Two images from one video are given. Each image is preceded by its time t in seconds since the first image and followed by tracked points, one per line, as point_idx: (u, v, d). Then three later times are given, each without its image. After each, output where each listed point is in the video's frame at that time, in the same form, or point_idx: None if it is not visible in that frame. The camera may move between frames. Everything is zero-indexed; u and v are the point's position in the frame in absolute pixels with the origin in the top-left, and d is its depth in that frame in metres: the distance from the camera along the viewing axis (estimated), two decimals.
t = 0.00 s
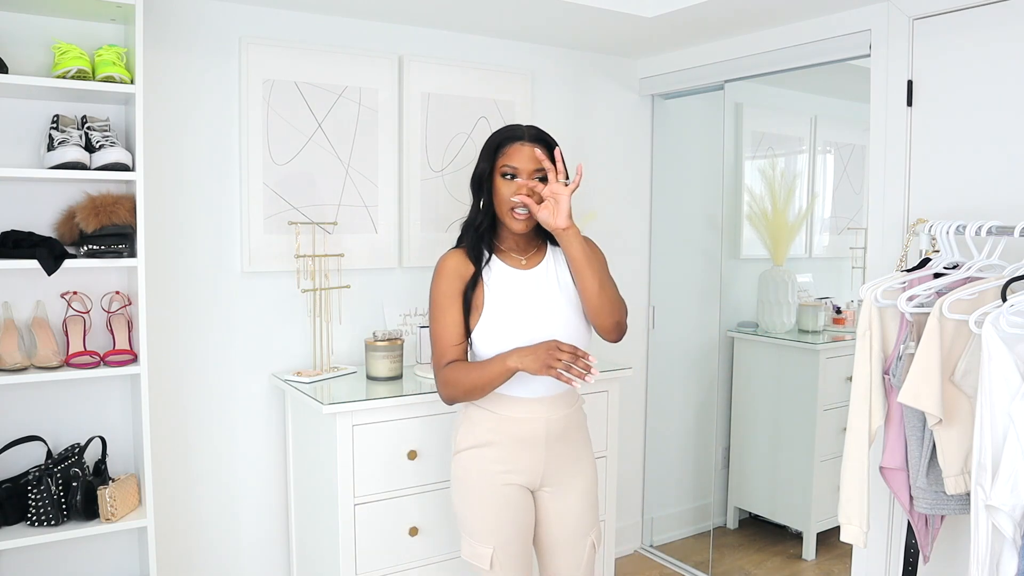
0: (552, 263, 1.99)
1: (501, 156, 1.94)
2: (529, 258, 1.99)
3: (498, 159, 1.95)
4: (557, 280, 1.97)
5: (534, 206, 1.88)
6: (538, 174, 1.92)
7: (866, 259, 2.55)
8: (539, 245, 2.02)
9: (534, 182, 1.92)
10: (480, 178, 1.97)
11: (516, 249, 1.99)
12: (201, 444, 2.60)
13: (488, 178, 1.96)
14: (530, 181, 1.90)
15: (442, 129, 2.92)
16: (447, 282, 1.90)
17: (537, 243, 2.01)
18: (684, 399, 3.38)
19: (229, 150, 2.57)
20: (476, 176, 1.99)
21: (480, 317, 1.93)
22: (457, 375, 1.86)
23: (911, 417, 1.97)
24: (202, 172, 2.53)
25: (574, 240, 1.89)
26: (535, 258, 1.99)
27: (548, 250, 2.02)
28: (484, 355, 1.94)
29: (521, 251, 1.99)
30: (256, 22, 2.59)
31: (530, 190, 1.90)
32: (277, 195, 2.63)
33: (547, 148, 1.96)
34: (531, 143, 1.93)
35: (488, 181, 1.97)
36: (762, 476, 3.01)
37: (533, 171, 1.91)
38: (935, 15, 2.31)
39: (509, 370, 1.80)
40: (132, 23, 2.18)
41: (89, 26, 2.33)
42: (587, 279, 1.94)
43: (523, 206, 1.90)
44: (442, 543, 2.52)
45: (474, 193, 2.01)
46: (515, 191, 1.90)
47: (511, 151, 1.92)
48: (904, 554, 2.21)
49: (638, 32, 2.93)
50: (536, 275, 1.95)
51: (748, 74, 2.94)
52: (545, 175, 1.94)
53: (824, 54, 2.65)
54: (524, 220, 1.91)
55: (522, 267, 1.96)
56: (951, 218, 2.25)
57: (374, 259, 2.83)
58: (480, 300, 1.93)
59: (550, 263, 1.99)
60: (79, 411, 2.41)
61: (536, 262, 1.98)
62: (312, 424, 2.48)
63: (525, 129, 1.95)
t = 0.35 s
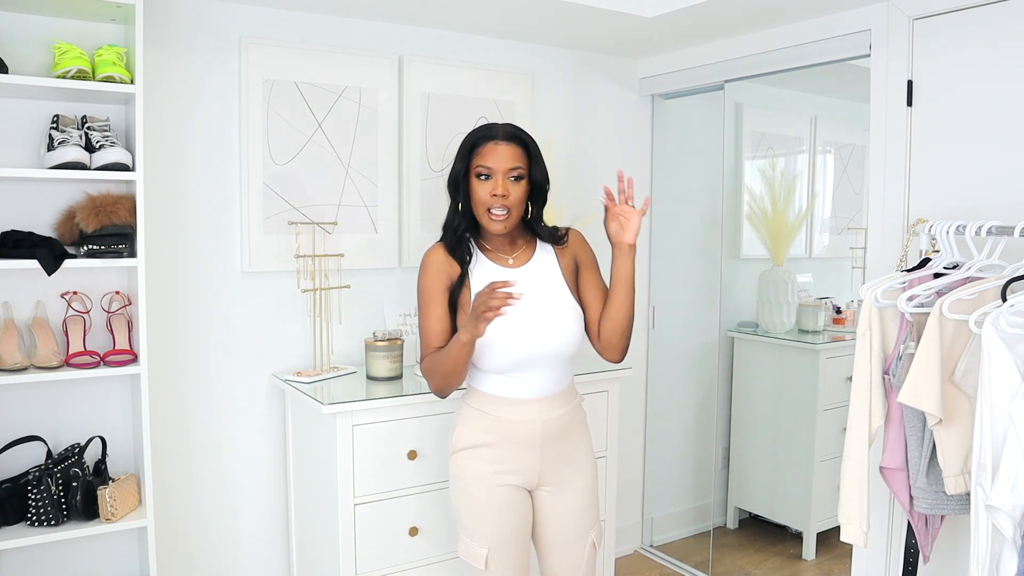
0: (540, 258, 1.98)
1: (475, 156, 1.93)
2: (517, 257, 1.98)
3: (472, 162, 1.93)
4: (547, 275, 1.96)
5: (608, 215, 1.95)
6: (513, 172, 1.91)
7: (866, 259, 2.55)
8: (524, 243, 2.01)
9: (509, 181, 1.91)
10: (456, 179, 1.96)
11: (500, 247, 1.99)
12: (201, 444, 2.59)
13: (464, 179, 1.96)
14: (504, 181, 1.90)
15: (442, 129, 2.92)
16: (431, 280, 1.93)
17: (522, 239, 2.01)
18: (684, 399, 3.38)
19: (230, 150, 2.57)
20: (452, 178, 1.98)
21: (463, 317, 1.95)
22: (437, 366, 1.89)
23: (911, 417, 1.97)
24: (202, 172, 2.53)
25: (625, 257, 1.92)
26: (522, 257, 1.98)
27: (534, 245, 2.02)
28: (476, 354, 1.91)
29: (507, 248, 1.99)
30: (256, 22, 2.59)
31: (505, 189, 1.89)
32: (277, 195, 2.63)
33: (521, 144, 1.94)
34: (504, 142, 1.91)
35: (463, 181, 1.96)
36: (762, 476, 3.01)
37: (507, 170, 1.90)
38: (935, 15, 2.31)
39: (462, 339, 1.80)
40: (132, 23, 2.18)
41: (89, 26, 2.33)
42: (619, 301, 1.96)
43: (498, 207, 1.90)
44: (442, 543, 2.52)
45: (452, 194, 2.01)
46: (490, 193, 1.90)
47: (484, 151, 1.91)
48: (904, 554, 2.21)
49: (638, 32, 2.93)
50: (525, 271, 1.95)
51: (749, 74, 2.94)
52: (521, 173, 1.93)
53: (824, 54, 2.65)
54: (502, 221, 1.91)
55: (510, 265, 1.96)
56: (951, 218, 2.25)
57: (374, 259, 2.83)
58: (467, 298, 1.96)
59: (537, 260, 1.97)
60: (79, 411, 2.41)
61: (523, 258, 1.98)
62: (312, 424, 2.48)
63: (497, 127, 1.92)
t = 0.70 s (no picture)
0: (549, 263, 2.02)
1: (498, 159, 1.91)
2: (524, 259, 1.99)
3: (495, 166, 1.91)
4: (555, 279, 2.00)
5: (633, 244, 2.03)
6: (537, 176, 1.93)
7: (866, 259, 2.55)
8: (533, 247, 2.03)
9: (534, 185, 1.92)
10: (473, 181, 1.93)
11: (512, 252, 1.99)
12: (200, 444, 2.59)
13: (484, 182, 1.93)
14: (533, 184, 1.90)
15: (442, 129, 2.92)
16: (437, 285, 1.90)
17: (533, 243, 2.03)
18: (684, 399, 3.38)
19: (230, 150, 2.57)
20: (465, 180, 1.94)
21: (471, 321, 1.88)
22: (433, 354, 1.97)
23: (911, 417, 1.97)
24: (201, 172, 2.53)
25: (636, 287, 2.03)
26: (532, 259, 2.00)
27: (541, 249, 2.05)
28: (479, 357, 1.90)
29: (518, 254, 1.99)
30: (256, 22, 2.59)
31: (535, 192, 1.90)
32: (277, 195, 2.63)
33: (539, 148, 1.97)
34: (525, 146, 1.92)
35: (481, 184, 1.93)
36: (762, 476, 3.01)
37: (533, 174, 1.91)
38: (935, 15, 2.31)
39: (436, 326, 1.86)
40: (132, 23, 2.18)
41: (89, 26, 2.33)
42: (619, 319, 2.07)
43: (528, 210, 1.89)
44: (442, 542, 2.52)
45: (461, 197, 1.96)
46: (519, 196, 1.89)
47: (509, 154, 1.90)
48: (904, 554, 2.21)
49: (638, 32, 2.93)
50: (538, 276, 1.97)
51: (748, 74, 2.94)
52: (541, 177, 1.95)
53: (824, 55, 2.65)
54: (530, 224, 1.90)
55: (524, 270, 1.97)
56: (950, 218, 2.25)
57: (374, 259, 2.83)
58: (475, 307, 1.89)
59: (546, 263, 2.01)
60: (78, 412, 2.41)
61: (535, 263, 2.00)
62: (311, 424, 2.48)
63: (517, 131, 1.93)
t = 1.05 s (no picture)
0: (552, 263, 2.02)
1: (503, 158, 1.89)
2: (533, 260, 1.99)
3: (499, 164, 1.90)
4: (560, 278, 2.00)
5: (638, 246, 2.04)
6: (542, 175, 1.92)
7: (866, 259, 2.55)
8: (537, 247, 2.03)
9: (539, 183, 1.91)
10: (478, 180, 1.91)
11: (517, 252, 1.98)
12: (200, 444, 2.59)
13: (488, 181, 1.91)
14: (538, 183, 1.90)
15: (442, 129, 2.92)
16: (442, 290, 1.87)
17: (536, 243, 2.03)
18: (684, 399, 3.38)
19: (230, 150, 2.58)
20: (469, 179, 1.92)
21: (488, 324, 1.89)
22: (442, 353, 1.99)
23: (911, 417, 1.96)
24: (201, 172, 2.53)
25: (636, 292, 2.08)
26: (539, 260, 2.00)
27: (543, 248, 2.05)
28: (490, 360, 1.89)
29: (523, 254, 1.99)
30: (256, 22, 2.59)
31: (538, 191, 1.89)
32: (277, 195, 2.63)
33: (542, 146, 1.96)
34: (530, 145, 1.91)
35: (486, 183, 1.91)
36: (762, 476, 3.01)
37: (538, 173, 1.90)
38: (935, 15, 2.31)
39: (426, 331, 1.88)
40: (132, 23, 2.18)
41: (89, 26, 2.33)
42: (615, 321, 2.10)
43: (533, 209, 1.89)
44: (442, 542, 2.52)
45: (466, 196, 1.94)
46: (525, 194, 1.88)
47: (514, 153, 1.89)
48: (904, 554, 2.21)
49: (638, 32, 2.93)
50: (543, 276, 1.97)
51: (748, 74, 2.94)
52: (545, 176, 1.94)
53: (824, 54, 2.65)
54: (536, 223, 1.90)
55: (529, 270, 1.96)
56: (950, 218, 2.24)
57: (374, 260, 2.83)
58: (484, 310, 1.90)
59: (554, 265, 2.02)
60: (78, 412, 2.41)
61: (540, 264, 1.99)
62: (311, 423, 2.49)
63: (520, 129, 1.92)
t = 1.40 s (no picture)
0: (557, 260, 2.03)
1: (509, 155, 1.90)
2: (540, 257, 2.00)
3: (505, 161, 1.90)
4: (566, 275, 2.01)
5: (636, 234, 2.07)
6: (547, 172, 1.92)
7: (866, 259, 2.55)
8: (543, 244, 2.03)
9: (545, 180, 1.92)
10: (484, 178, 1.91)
11: (525, 250, 1.98)
12: (200, 444, 2.59)
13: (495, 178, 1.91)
14: (544, 179, 1.90)
15: (442, 129, 2.92)
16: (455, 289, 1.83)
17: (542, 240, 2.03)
18: (684, 399, 3.38)
19: (230, 150, 2.57)
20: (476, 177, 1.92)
21: (496, 322, 1.88)
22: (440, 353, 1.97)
23: (911, 416, 1.96)
24: (202, 172, 2.53)
25: (638, 280, 2.07)
26: (546, 257, 2.01)
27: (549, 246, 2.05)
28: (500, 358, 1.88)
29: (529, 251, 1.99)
30: (256, 22, 2.58)
31: (546, 187, 1.90)
32: (277, 195, 2.63)
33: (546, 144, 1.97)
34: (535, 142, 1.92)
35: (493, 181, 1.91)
36: (762, 476, 3.01)
37: (544, 169, 1.91)
38: (935, 15, 2.31)
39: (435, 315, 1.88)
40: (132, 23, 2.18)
41: (89, 26, 2.33)
42: (622, 312, 2.08)
43: (540, 205, 1.89)
44: (442, 542, 2.52)
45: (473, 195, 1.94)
46: (531, 191, 1.88)
47: (520, 150, 1.89)
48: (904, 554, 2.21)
49: (639, 32, 2.93)
50: (550, 273, 1.97)
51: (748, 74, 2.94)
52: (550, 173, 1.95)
53: (824, 55, 2.65)
54: (542, 219, 1.90)
55: (537, 267, 1.97)
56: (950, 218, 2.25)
57: (374, 260, 2.83)
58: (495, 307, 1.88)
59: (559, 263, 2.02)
60: (79, 412, 2.41)
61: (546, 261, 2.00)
62: (311, 423, 2.49)
63: (525, 128, 1.92)
